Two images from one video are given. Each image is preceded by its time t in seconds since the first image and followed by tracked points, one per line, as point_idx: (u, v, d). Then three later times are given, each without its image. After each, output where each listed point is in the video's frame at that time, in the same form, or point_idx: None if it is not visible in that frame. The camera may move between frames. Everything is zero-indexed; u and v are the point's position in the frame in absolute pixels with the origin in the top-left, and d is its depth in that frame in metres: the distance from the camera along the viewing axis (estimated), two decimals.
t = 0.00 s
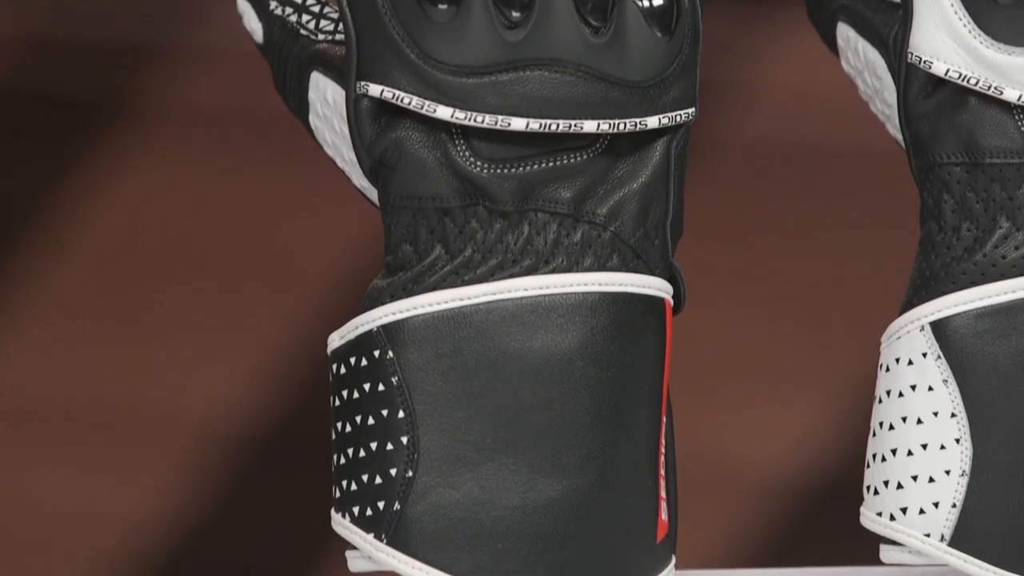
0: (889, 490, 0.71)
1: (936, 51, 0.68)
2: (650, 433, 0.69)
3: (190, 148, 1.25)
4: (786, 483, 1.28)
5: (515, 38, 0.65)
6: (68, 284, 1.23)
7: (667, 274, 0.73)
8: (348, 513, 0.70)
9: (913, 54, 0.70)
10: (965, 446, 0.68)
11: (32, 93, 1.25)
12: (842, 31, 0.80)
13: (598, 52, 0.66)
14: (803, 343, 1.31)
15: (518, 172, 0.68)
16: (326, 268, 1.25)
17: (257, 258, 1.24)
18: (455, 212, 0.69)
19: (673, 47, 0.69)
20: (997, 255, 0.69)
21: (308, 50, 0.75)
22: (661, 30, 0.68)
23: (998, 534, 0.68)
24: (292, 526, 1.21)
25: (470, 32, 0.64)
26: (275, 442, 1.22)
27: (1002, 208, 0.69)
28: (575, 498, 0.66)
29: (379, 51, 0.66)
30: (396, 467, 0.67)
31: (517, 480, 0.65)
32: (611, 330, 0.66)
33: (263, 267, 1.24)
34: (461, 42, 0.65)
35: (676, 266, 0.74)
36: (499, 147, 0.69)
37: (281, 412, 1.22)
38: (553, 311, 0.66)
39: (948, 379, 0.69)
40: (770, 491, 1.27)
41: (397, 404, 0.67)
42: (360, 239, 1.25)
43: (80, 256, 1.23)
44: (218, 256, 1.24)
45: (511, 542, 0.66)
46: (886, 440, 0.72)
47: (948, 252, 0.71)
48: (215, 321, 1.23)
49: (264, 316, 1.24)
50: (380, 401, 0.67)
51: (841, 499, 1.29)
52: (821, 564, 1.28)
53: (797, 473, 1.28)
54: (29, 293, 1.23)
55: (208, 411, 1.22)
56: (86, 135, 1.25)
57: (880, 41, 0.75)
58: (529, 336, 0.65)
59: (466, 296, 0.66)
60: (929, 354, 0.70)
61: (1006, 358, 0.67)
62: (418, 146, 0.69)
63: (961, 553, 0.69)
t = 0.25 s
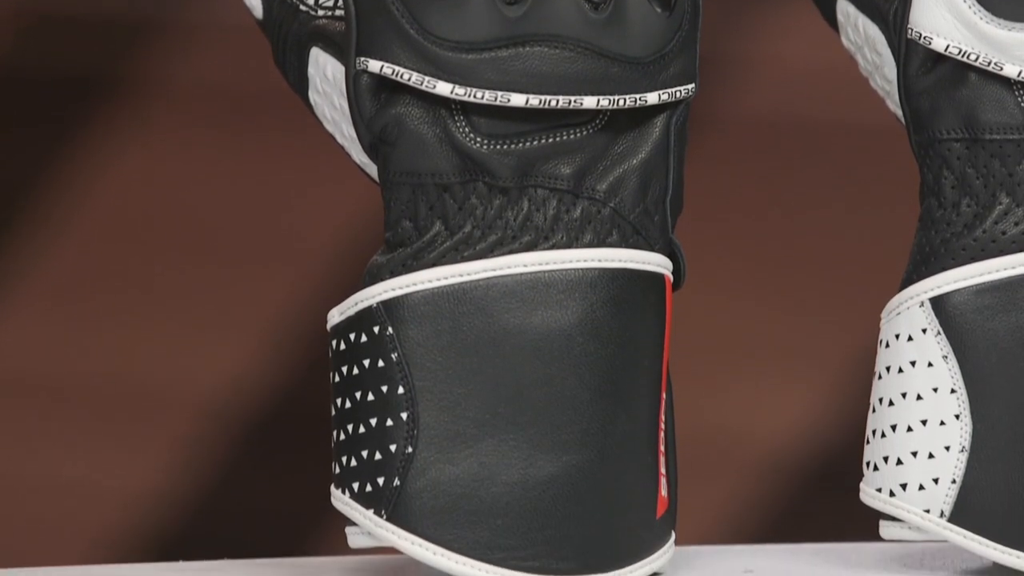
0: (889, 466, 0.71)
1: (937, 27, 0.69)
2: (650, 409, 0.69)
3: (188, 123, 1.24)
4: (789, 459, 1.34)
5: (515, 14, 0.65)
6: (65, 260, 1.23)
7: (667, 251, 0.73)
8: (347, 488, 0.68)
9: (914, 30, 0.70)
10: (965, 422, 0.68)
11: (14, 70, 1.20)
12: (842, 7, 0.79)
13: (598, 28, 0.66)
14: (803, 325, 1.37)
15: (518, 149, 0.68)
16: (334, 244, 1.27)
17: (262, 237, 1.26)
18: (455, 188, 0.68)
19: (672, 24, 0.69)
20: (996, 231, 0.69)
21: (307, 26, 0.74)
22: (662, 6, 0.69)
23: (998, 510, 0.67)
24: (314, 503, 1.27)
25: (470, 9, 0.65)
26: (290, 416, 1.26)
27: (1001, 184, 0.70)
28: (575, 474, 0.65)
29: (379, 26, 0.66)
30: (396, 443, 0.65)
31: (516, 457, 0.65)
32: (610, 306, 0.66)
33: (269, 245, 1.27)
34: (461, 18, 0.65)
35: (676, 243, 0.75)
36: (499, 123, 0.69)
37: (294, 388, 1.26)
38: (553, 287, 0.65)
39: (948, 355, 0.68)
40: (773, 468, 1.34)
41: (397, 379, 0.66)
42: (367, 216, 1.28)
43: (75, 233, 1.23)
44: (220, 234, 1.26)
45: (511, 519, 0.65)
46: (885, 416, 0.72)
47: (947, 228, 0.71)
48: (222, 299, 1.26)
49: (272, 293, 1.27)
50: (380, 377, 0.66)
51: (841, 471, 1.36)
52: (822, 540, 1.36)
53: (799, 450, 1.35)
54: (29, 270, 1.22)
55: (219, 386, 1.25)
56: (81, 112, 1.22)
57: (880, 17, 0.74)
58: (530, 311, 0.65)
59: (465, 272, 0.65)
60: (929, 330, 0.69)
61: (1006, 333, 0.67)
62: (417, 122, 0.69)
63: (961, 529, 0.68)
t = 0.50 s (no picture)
0: (889, 443, 0.71)
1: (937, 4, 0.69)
2: (649, 387, 0.70)
3: (188, 99, 1.23)
4: (789, 433, 1.35)
5: None
6: (64, 234, 1.23)
7: (667, 228, 0.73)
8: (347, 466, 0.68)
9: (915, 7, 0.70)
10: (964, 399, 0.68)
11: (12, 44, 1.19)
12: None
13: (598, 5, 0.66)
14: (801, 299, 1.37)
15: (517, 126, 0.69)
16: (334, 220, 1.28)
17: (263, 213, 1.27)
18: (455, 165, 0.69)
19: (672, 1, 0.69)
20: (996, 208, 0.69)
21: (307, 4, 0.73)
22: None
23: (997, 488, 0.68)
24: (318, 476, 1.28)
25: None
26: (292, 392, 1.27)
27: (1001, 161, 0.70)
28: (575, 451, 0.65)
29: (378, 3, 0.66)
30: (396, 421, 0.65)
31: (516, 434, 0.65)
32: (610, 284, 0.66)
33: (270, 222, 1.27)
34: None
35: (675, 220, 0.75)
36: (499, 100, 0.68)
37: (295, 365, 1.27)
38: (553, 264, 0.65)
39: (948, 332, 0.69)
40: (773, 443, 1.35)
41: (397, 356, 0.65)
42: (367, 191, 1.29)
43: (74, 208, 1.22)
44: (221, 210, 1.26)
45: (510, 497, 0.65)
46: (885, 393, 0.72)
47: (947, 205, 0.72)
48: (223, 275, 1.26)
49: (272, 271, 1.27)
50: (380, 354, 0.66)
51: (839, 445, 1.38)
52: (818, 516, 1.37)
53: (799, 426, 1.36)
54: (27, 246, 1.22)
55: (219, 363, 1.25)
56: (82, 87, 1.21)
57: None
58: (529, 288, 0.65)
59: (466, 250, 0.65)
60: (929, 307, 0.69)
61: (1006, 311, 0.67)
62: (417, 99, 0.68)
63: (961, 507, 0.69)
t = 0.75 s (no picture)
0: (889, 423, 0.72)
1: None
2: (649, 367, 0.70)
3: (188, 78, 1.23)
4: (788, 412, 1.36)
5: None
6: (65, 213, 1.23)
7: (667, 208, 0.74)
8: (347, 446, 0.69)
9: None
10: (964, 378, 0.68)
11: (16, 22, 1.19)
12: None
13: None
14: (801, 279, 1.38)
15: (517, 105, 0.68)
16: (334, 199, 1.28)
17: (262, 193, 1.26)
18: (455, 144, 0.69)
19: None
20: (996, 187, 0.69)
21: None
22: None
23: (998, 468, 0.68)
24: (319, 455, 1.29)
25: None
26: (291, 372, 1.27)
27: (1001, 140, 0.70)
28: (575, 431, 0.66)
29: None
30: (396, 400, 0.66)
31: (516, 413, 0.65)
32: (610, 263, 0.66)
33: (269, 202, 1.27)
34: None
35: (676, 200, 0.75)
36: (499, 79, 0.68)
37: (295, 346, 1.27)
38: (553, 244, 0.66)
39: (948, 312, 0.69)
40: (773, 423, 1.35)
41: (397, 336, 0.66)
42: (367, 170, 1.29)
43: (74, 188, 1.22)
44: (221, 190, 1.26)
45: (510, 477, 0.65)
46: (885, 373, 0.73)
47: (947, 184, 0.72)
48: (223, 256, 1.26)
49: (273, 252, 1.27)
50: (380, 334, 0.66)
51: (838, 425, 1.39)
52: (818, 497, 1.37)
53: (798, 406, 1.36)
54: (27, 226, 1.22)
55: (219, 343, 1.26)
56: (83, 66, 1.21)
57: None
58: (529, 268, 0.65)
59: (466, 229, 0.65)
60: (929, 287, 0.70)
61: (1006, 290, 0.67)
62: (417, 79, 0.68)
63: (960, 487, 0.69)
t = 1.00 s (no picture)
0: (889, 406, 0.72)
1: None
2: (649, 350, 0.70)
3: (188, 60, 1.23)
4: (788, 394, 1.36)
5: None
6: (65, 196, 1.23)
7: (667, 189, 0.74)
8: (347, 429, 0.69)
9: None
10: (965, 361, 0.69)
11: (14, 3, 1.18)
12: None
13: None
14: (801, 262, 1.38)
15: (517, 88, 0.68)
16: (335, 181, 1.28)
17: (263, 175, 1.26)
18: (455, 126, 0.69)
19: None
20: (996, 169, 0.70)
21: None
22: None
23: (998, 451, 0.68)
24: (321, 437, 1.29)
25: None
26: (291, 355, 1.27)
27: (1001, 122, 0.70)
28: (574, 414, 0.66)
29: None
30: (396, 383, 0.66)
31: (516, 396, 0.65)
32: (610, 246, 0.66)
33: (269, 184, 1.27)
34: None
35: (676, 182, 0.75)
36: (499, 62, 0.68)
37: (296, 329, 1.27)
38: (553, 226, 0.66)
39: (948, 295, 0.69)
40: (773, 405, 1.36)
41: (397, 318, 0.66)
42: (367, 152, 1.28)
43: (75, 170, 1.22)
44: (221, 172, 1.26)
45: (510, 459, 0.65)
46: (885, 355, 0.73)
47: (948, 166, 0.72)
48: (223, 240, 1.26)
49: (273, 236, 1.27)
50: (380, 317, 0.67)
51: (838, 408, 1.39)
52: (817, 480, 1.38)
53: (798, 388, 1.37)
54: (28, 209, 1.22)
55: (221, 328, 1.26)
56: (83, 47, 1.20)
57: None
58: (529, 250, 0.65)
59: (466, 212, 0.65)
60: (929, 269, 0.70)
61: (1006, 273, 0.68)
62: (417, 61, 0.68)
63: (960, 469, 0.69)
